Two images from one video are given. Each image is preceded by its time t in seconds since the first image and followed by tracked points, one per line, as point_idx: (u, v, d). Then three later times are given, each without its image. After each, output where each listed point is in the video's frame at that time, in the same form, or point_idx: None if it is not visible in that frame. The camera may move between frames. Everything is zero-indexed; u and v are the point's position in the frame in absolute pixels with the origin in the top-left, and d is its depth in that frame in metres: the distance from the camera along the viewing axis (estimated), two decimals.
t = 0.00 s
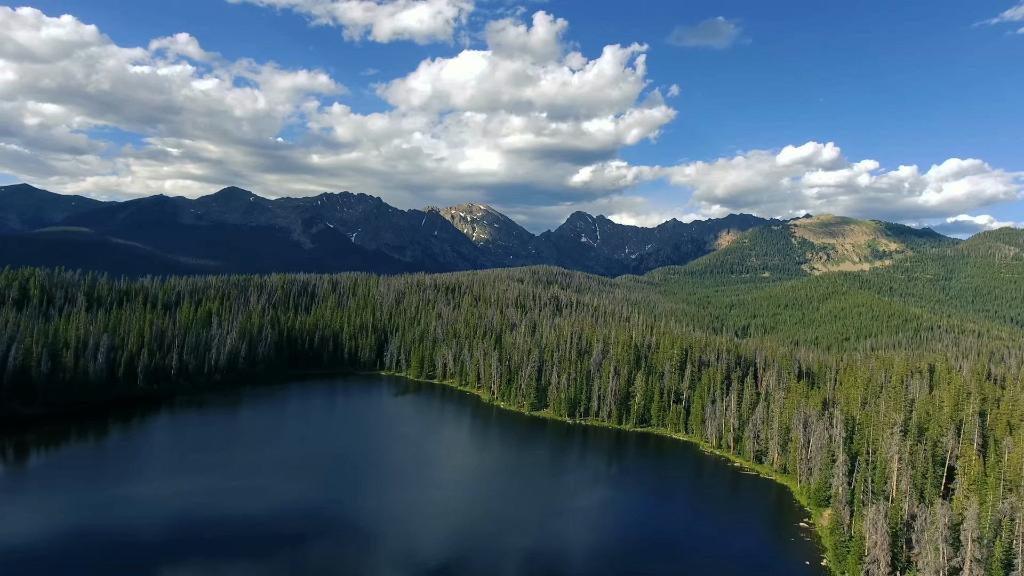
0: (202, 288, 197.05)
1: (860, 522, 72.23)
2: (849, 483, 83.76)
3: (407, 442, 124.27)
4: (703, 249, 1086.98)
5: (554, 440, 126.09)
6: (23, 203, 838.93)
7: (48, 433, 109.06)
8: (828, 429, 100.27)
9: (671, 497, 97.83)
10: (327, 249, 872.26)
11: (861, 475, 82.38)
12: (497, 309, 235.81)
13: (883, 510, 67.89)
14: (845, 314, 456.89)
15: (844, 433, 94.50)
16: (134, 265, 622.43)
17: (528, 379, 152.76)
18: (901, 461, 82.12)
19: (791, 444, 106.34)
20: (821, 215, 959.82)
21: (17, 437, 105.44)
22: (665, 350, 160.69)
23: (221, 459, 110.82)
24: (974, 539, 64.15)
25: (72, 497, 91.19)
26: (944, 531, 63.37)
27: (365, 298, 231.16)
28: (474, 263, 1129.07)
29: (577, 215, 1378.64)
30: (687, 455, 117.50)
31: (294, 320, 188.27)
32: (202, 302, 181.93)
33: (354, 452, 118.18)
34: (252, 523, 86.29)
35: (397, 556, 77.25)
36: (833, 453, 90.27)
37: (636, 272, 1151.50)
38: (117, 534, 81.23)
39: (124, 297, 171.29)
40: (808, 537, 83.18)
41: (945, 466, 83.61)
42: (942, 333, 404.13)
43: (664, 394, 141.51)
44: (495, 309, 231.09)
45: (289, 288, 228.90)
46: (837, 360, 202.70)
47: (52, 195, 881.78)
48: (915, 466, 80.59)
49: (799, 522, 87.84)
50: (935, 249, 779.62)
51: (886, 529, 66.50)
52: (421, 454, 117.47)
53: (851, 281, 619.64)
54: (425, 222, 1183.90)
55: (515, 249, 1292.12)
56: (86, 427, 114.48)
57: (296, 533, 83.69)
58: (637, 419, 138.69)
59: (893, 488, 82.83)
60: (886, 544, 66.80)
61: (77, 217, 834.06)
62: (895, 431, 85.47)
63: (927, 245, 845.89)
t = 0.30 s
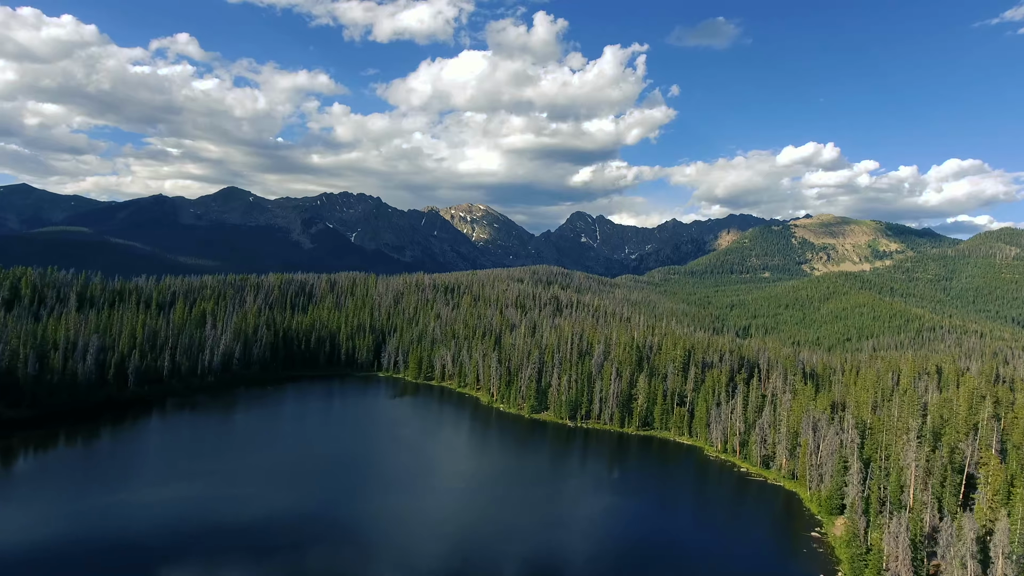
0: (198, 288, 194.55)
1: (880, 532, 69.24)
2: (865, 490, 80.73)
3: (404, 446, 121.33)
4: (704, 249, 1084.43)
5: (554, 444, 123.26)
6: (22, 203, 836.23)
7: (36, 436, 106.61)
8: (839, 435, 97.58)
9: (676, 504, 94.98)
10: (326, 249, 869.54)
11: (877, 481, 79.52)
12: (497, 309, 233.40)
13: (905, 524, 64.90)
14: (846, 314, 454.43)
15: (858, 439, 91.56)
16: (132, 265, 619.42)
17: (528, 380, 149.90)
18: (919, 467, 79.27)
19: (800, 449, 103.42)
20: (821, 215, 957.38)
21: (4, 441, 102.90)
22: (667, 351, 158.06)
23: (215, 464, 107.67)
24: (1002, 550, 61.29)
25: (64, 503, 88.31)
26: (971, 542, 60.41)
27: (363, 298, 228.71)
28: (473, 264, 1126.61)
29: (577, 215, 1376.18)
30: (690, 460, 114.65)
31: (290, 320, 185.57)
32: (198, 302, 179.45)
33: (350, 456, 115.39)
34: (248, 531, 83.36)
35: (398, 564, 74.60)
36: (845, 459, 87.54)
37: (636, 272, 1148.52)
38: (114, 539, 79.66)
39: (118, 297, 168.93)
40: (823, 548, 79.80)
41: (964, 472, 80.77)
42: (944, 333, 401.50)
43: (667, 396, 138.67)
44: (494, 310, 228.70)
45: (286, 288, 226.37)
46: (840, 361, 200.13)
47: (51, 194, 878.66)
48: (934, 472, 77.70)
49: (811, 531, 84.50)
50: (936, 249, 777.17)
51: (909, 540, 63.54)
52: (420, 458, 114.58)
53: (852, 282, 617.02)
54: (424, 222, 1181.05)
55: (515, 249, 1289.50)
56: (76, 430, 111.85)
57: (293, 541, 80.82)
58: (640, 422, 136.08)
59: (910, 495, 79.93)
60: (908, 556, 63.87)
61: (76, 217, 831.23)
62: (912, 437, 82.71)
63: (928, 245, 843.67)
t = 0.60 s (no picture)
0: (193, 288, 192.13)
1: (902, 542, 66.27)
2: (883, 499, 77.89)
3: (402, 451, 118.50)
4: (704, 249, 1082.01)
5: (554, 449, 120.57)
6: (21, 203, 833.39)
7: (22, 440, 103.81)
8: (850, 440, 94.81)
9: (679, 511, 92.10)
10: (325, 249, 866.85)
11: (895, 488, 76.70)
12: (496, 309, 230.78)
13: (931, 538, 62.04)
14: (847, 314, 451.68)
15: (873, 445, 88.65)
16: (131, 265, 616.44)
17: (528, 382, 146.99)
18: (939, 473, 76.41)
19: (810, 454, 100.61)
20: (821, 215, 954.60)
21: None
22: (670, 352, 155.40)
23: (210, 468, 105.05)
24: None
25: (51, 512, 85.05)
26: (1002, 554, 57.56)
27: (361, 298, 226.22)
28: (473, 264, 1123.22)
29: (577, 215, 1373.62)
30: (695, 465, 111.82)
31: (286, 321, 182.71)
32: (193, 302, 176.95)
33: (347, 460, 112.60)
34: (244, 539, 80.32)
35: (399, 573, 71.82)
36: (859, 465, 84.70)
37: (636, 272, 1146.50)
38: (106, 545, 77.33)
39: (112, 297, 166.40)
40: (837, 558, 76.81)
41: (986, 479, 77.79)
42: (947, 334, 398.50)
43: (671, 399, 135.94)
44: (493, 310, 226.22)
45: (283, 288, 223.88)
46: (845, 362, 197.45)
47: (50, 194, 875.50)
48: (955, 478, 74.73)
49: (825, 541, 81.12)
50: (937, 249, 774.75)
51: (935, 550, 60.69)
52: (418, 463, 111.77)
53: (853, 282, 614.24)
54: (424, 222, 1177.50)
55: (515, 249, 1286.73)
56: (63, 434, 108.75)
57: (290, 549, 77.92)
58: (643, 425, 133.35)
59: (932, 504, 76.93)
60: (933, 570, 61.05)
61: (75, 217, 828.02)
62: (931, 443, 80.05)
63: (928, 245, 841.20)
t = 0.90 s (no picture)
0: (188, 288, 189.49)
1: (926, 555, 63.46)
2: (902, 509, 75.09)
3: (399, 455, 115.58)
4: (704, 249, 1079.61)
5: (554, 453, 117.69)
6: (19, 203, 830.15)
7: (5, 445, 100.80)
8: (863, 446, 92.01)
9: (684, 518, 89.42)
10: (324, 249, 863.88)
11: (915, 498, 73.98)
12: (496, 310, 227.99)
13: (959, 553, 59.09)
14: (848, 314, 448.95)
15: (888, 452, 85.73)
16: (129, 266, 613.66)
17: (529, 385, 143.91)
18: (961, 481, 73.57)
19: (819, 459, 97.80)
20: (821, 215, 952.02)
21: None
22: (673, 353, 152.76)
23: (203, 474, 102.46)
24: None
25: (35, 521, 81.91)
26: None
27: (358, 298, 223.38)
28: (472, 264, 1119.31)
29: (576, 215, 1370.81)
30: (700, 470, 108.85)
31: (281, 322, 179.67)
32: (187, 302, 174.22)
33: (343, 465, 109.75)
34: (237, 549, 77.20)
35: None
36: (874, 472, 81.87)
37: (636, 272, 1144.45)
38: (90, 554, 74.45)
39: (104, 297, 163.72)
40: (853, 568, 73.96)
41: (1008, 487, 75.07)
42: (949, 334, 394.88)
43: (675, 401, 133.13)
44: (492, 310, 223.55)
45: (280, 288, 221.21)
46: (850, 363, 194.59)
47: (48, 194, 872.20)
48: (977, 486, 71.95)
49: (840, 552, 78.12)
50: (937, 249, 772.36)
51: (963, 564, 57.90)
52: (417, 468, 108.97)
53: (853, 282, 611.75)
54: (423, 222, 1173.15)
55: (515, 249, 1284.12)
56: (49, 439, 105.76)
57: (284, 559, 74.84)
58: (646, 429, 130.49)
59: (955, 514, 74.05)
60: None
61: (74, 217, 824.80)
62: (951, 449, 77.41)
63: (929, 245, 838.66)
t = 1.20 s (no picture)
0: (184, 288, 187.04)
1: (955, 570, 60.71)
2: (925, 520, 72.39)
3: (398, 460, 112.84)
4: (704, 249, 1077.52)
5: (555, 458, 114.89)
6: (19, 203, 827.64)
7: None
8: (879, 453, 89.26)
9: (691, 526, 86.83)
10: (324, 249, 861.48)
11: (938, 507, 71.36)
12: (495, 310, 225.40)
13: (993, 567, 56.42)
14: (849, 314, 446.89)
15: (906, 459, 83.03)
16: (129, 265, 611.84)
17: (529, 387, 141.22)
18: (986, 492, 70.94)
19: (831, 465, 95.06)
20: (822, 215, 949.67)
21: None
22: (676, 355, 150.24)
23: (198, 480, 99.84)
24: None
25: (23, 529, 79.25)
26: None
27: (357, 297, 220.90)
28: (472, 264, 1116.52)
29: (576, 215, 1368.74)
30: (707, 476, 105.96)
31: (278, 323, 177.07)
32: (182, 302, 171.69)
33: (340, 471, 106.75)
34: (229, 560, 73.98)
35: None
36: (890, 480, 78.91)
37: (636, 272, 1142.66)
38: (70, 565, 71.44)
39: (97, 296, 161.16)
40: None
41: None
42: (951, 335, 392.12)
43: (679, 404, 130.23)
44: (492, 310, 221.04)
45: (277, 288, 218.64)
46: (855, 364, 192.03)
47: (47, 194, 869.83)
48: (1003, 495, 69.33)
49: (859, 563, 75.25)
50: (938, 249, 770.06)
51: None
52: (416, 474, 106.33)
53: (854, 282, 609.35)
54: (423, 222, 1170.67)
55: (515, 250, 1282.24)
56: (35, 444, 102.92)
57: (278, 572, 71.61)
58: (650, 432, 127.59)
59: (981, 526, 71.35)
60: None
61: (73, 216, 822.26)
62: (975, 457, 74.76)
63: (929, 245, 836.38)
